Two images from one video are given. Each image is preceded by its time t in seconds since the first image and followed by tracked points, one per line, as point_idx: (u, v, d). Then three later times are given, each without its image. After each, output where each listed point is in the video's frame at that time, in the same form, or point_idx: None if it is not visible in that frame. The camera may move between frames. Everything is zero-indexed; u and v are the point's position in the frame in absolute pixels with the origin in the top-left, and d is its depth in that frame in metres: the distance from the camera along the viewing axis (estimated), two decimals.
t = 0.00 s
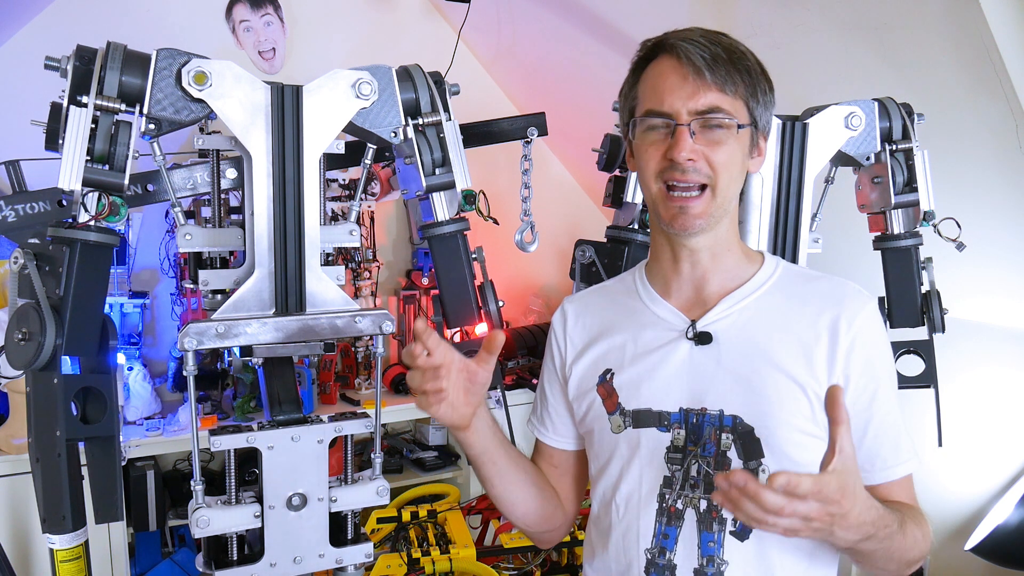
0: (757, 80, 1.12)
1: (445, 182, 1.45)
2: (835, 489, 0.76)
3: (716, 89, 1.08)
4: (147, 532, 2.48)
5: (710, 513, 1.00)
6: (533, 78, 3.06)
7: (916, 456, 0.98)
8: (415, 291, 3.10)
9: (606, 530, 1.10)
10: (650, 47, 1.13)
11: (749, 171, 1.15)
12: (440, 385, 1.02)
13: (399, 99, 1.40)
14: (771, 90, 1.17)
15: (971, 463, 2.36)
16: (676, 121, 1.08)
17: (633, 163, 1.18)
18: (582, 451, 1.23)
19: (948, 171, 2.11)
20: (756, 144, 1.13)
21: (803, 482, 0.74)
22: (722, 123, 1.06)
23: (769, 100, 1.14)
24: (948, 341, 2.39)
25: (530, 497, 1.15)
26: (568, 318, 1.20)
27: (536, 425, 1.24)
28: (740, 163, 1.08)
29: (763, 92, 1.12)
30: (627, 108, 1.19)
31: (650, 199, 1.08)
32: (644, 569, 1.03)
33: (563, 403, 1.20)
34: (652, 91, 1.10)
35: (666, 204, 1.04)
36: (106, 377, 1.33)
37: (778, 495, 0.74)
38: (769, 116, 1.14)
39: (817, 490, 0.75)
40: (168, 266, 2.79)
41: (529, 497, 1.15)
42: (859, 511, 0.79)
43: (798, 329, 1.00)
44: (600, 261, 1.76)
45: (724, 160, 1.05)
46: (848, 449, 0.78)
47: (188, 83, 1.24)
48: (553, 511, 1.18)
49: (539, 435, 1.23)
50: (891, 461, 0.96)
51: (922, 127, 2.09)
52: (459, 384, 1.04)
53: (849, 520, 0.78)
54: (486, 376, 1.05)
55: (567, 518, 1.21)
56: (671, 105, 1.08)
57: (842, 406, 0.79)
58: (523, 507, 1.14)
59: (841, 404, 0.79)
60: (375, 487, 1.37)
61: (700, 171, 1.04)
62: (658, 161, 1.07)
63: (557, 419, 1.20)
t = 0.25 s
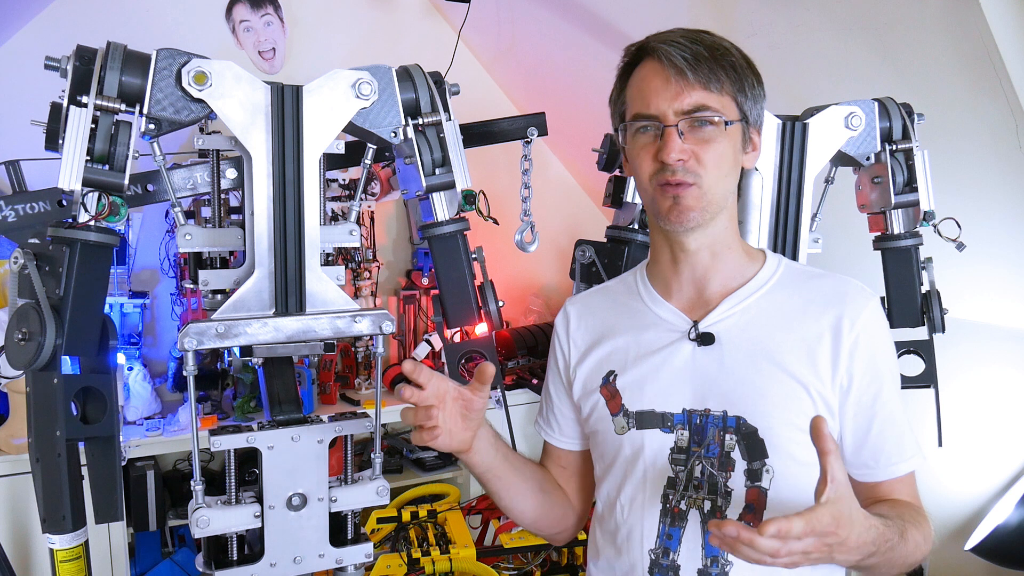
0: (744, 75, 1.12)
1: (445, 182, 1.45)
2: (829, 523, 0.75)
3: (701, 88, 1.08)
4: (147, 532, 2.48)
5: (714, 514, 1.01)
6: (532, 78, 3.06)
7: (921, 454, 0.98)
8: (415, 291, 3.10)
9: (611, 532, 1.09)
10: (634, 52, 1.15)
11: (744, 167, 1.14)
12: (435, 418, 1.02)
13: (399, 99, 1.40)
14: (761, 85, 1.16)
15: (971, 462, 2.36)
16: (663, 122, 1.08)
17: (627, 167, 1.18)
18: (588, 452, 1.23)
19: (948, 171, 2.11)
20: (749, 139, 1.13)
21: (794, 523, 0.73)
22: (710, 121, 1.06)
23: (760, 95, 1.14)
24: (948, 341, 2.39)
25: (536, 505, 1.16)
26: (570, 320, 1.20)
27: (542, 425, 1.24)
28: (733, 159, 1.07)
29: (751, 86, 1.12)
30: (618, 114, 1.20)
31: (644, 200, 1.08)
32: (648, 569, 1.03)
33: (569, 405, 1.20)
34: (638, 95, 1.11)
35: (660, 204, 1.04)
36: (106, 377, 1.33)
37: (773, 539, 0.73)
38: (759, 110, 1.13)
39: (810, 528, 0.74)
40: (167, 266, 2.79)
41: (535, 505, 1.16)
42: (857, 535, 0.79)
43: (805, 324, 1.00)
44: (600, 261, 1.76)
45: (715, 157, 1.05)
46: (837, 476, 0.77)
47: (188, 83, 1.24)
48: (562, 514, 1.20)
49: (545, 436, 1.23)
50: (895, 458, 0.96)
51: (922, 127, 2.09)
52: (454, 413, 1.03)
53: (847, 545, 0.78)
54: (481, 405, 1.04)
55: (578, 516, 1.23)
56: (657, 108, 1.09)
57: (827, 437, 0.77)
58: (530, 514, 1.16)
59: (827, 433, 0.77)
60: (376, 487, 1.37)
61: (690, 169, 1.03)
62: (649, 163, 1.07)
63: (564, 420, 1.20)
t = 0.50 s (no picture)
0: (741, 72, 1.11)
1: (445, 182, 1.45)
2: (813, 500, 0.76)
3: (699, 85, 1.08)
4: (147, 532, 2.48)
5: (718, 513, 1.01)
6: (533, 78, 3.06)
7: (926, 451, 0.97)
8: (415, 291, 3.10)
9: (615, 531, 1.10)
10: (631, 51, 1.15)
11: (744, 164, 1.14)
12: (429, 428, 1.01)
13: (399, 99, 1.40)
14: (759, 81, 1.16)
15: (971, 463, 2.36)
16: (662, 121, 1.08)
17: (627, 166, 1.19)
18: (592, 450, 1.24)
19: (948, 171, 2.11)
20: (748, 137, 1.13)
21: (775, 496, 0.74)
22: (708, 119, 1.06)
23: (758, 91, 1.14)
24: (948, 341, 2.39)
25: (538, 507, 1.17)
26: (574, 319, 1.21)
27: (548, 425, 1.25)
28: (732, 156, 1.07)
29: (749, 83, 1.12)
30: (617, 113, 1.20)
31: (645, 200, 1.08)
32: (651, 568, 1.03)
33: (572, 404, 1.21)
34: (636, 94, 1.11)
35: (660, 203, 1.05)
36: (106, 377, 1.33)
37: (754, 511, 0.75)
38: (758, 106, 1.13)
39: (791, 503, 0.75)
40: (168, 266, 2.79)
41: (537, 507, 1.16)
42: (848, 519, 0.79)
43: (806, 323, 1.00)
44: (600, 261, 1.76)
45: (713, 155, 1.05)
46: (825, 456, 0.77)
47: (188, 83, 1.24)
48: (566, 515, 1.20)
49: (550, 435, 1.24)
50: (898, 456, 0.96)
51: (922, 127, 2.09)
52: (446, 425, 1.02)
53: (837, 528, 0.79)
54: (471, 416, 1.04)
55: (583, 516, 1.23)
56: (655, 106, 1.09)
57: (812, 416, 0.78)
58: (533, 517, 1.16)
59: (810, 412, 0.78)
60: (376, 487, 1.37)
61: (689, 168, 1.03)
62: (648, 162, 1.08)
63: (567, 419, 1.21)
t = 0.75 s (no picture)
0: (742, 73, 1.11)
1: (445, 182, 1.45)
2: (799, 483, 0.76)
3: (699, 87, 1.08)
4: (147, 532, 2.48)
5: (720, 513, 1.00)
6: (532, 78, 3.06)
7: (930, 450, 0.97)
8: (415, 291, 3.10)
9: (618, 531, 1.10)
10: (632, 54, 1.15)
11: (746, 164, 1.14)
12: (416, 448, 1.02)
13: (399, 99, 1.40)
14: (760, 81, 1.16)
15: (971, 463, 2.36)
16: (662, 123, 1.08)
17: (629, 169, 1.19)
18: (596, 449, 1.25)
19: (948, 171, 2.11)
20: (750, 137, 1.13)
21: (761, 479, 0.73)
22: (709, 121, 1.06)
23: (759, 92, 1.14)
24: (948, 341, 2.39)
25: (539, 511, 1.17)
26: (577, 318, 1.22)
27: (552, 425, 1.26)
28: (733, 157, 1.07)
29: (750, 85, 1.12)
30: (618, 116, 1.21)
31: (647, 201, 1.08)
32: (653, 567, 1.02)
33: (576, 404, 1.22)
34: (637, 97, 1.12)
35: (661, 204, 1.05)
36: (106, 377, 1.33)
37: (742, 497, 0.75)
38: (759, 108, 1.13)
39: (775, 486, 0.74)
40: (168, 266, 2.79)
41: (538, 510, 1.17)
42: (837, 504, 0.79)
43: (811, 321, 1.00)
44: (600, 261, 1.75)
45: (714, 156, 1.05)
46: (804, 441, 0.77)
47: (188, 83, 1.24)
48: (568, 517, 1.21)
49: (554, 434, 1.25)
50: (901, 455, 0.95)
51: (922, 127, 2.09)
52: (432, 445, 1.03)
53: (828, 512, 0.79)
54: (459, 435, 1.05)
55: (586, 516, 1.24)
56: (655, 109, 1.09)
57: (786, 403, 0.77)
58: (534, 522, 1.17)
59: (786, 401, 0.77)
60: (376, 487, 1.37)
61: (691, 169, 1.03)
62: (649, 164, 1.08)
63: (571, 419, 1.22)
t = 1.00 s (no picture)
0: (753, 74, 1.11)
1: (445, 182, 1.45)
2: (787, 505, 0.76)
3: (711, 88, 1.08)
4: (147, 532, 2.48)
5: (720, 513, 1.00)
6: (533, 78, 3.06)
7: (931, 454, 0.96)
8: (415, 291, 3.10)
9: (618, 529, 1.10)
10: (643, 51, 1.14)
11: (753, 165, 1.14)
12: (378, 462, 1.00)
13: (399, 99, 1.40)
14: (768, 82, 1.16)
15: (971, 463, 2.36)
16: (674, 124, 1.08)
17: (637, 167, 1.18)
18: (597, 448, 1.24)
19: (947, 171, 2.11)
20: (758, 138, 1.13)
21: (748, 508, 0.74)
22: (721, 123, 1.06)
23: (768, 93, 1.14)
24: (948, 341, 2.39)
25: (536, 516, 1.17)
26: (581, 317, 1.21)
27: (551, 422, 1.25)
28: (743, 159, 1.07)
29: (760, 86, 1.12)
30: (626, 113, 1.20)
31: (656, 201, 1.08)
32: (654, 566, 1.03)
33: (577, 402, 1.21)
34: (649, 96, 1.11)
35: (671, 205, 1.04)
36: (106, 377, 1.33)
37: (734, 528, 0.75)
38: (768, 110, 1.13)
39: (764, 513, 0.75)
40: (168, 266, 2.79)
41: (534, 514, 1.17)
42: (829, 520, 0.79)
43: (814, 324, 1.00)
44: (600, 261, 1.76)
45: (725, 158, 1.05)
46: (784, 463, 0.78)
47: (187, 83, 1.24)
48: (554, 520, 1.19)
49: (552, 432, 1.24)
50: (903, 457, 0.94)
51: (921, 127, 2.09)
52: (392, 464, 1.01)
53: (822, 530, 0.79)
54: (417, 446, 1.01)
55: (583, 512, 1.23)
56: (667, 109, 1.09)
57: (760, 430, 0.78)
58: (530, 527, 1.16)
59: (758, 428, 0.78)
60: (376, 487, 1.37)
61: (702, 171, 1.03)
62: (660, 164, 1.07)
63: (571, 417, 1.21)
